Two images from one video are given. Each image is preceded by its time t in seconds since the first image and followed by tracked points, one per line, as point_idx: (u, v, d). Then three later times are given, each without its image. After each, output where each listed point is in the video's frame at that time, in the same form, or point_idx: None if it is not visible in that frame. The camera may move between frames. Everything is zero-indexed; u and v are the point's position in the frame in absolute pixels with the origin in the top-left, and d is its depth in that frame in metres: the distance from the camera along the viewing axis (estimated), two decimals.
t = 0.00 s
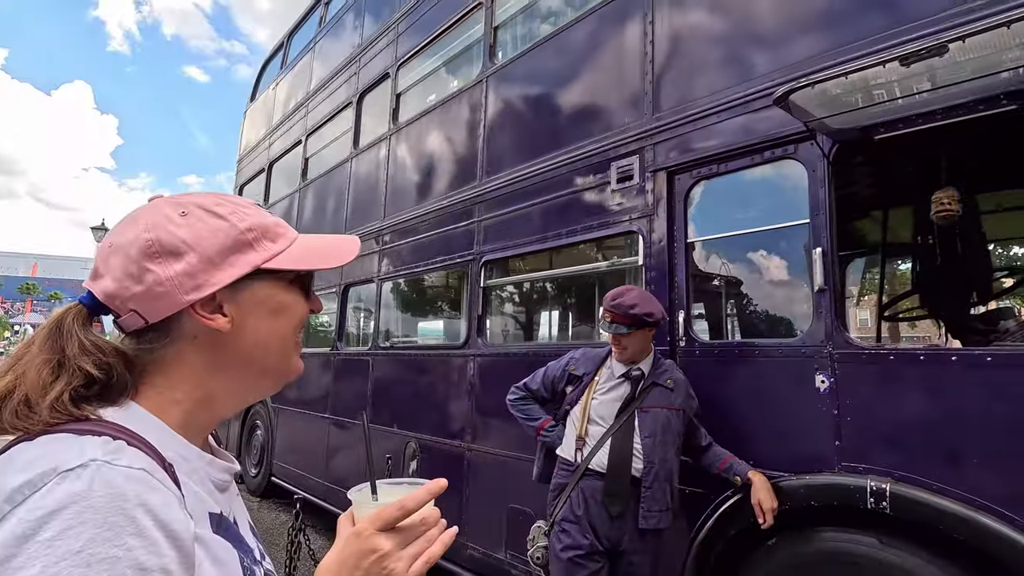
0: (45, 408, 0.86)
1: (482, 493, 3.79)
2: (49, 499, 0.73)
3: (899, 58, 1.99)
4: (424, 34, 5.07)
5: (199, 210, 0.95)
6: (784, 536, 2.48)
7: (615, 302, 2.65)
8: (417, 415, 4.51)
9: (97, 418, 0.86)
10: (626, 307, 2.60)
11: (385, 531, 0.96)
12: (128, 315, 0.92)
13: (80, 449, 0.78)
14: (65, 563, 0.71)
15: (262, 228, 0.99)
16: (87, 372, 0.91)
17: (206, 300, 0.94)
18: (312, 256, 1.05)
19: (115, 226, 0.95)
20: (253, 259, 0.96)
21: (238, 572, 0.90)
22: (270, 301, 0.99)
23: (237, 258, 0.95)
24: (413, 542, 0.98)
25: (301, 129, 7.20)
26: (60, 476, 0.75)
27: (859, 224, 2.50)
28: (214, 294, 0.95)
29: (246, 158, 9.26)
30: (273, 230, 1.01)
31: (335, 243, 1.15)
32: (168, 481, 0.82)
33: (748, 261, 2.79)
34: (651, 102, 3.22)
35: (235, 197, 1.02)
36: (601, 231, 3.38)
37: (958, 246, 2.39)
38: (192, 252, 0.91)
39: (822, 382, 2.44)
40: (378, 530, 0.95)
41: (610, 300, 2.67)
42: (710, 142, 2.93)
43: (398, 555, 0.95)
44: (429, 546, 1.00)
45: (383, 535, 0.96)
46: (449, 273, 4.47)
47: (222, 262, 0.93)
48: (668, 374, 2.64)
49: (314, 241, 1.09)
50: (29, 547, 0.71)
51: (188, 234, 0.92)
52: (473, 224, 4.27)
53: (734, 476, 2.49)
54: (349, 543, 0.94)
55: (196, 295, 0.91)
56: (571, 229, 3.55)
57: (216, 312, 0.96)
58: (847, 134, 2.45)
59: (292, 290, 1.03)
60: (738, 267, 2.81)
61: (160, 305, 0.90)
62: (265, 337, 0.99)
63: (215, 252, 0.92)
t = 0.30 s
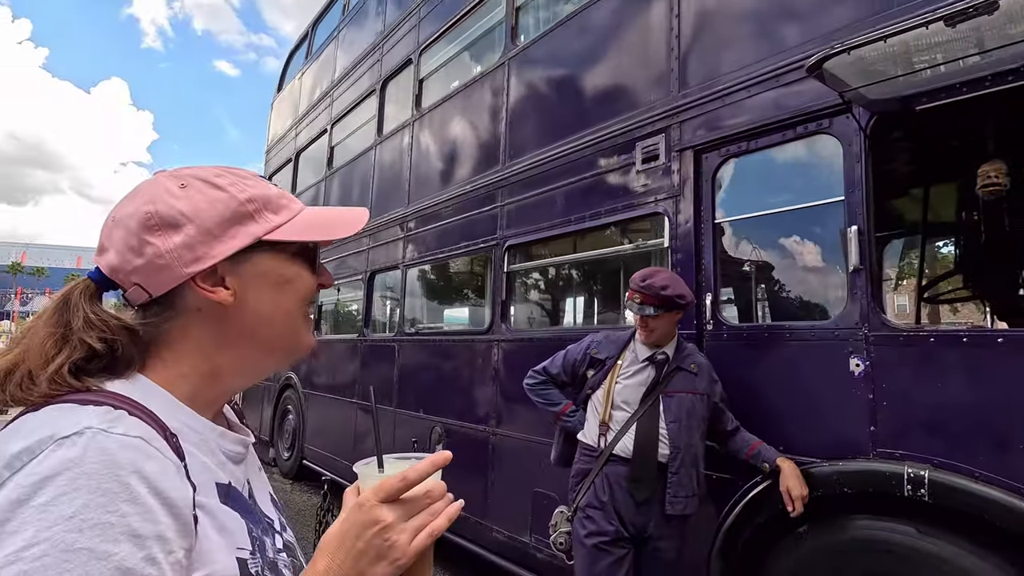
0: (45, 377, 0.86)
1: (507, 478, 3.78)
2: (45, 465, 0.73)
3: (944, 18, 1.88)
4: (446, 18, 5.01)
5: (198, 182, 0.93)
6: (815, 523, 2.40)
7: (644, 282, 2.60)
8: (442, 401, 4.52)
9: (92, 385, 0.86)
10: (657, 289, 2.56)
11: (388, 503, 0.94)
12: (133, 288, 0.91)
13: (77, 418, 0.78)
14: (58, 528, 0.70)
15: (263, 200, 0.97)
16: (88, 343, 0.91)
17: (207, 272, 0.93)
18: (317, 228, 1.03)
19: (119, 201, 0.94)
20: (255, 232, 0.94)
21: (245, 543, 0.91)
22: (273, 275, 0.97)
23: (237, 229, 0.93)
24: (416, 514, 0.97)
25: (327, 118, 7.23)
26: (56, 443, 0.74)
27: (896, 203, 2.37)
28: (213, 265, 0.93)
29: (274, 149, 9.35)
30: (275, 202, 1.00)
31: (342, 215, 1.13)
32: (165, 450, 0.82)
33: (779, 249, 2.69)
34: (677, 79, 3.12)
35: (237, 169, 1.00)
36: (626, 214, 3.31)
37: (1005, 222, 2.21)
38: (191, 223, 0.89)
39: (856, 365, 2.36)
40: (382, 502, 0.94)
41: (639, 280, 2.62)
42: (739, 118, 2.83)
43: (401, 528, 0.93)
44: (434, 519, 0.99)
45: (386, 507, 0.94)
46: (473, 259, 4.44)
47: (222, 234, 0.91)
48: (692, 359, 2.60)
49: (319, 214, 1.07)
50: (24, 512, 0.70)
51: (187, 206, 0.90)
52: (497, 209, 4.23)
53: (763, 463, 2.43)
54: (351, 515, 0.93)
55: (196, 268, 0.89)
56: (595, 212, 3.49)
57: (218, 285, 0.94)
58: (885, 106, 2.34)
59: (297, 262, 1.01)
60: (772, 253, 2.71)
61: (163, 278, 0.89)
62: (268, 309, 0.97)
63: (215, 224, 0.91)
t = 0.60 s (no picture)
0: (83, 363, 0.91)
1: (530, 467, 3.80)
2: (73, 441, 0.77)
3: None
4: (466, 8, 4.99)
5: (226, 176, 0.95)
6: (841, 514, 2.37)
7: (686, 265, 2.57)
8: (465, 391, 4.55)
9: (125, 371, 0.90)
10: (701, 273, 2.54)
11: (395, 485, 0.96)
12: (170, 279, 0.94)
13: (105, 398, 0.82)
14: (80, 499, 0.73)
15: (288, 193, 0.99)
16: (123, 333, 0.94)
17: (235, 264, 0.95)
18: (342, 219, 1.04)
19: (154, 198, 0.97)
20: (279, 224, 0.96)
21: (268, 523, 0.94)
22: (298, 266, 0.99)
23: (263, 222, 0.95)
24: (424, 498, 0.98)
25: (350, 111, 7.29)
26: (85, 421, 0.78)
27: (928, 188, 2.31)
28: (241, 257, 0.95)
29: (299, 143, 9.47)
30: (300, 194, 1.01)
31: (368, 206, 1.14)
32: (187, 431, 0.85)
33: (807, 237, 2.64)
34: (700, 65, 3.08)
35: (264, 163, 1.02)
36: (648, 203, 3.28)
37: None
38: (219, 216, 0.92)
39: (885, 354, 2.31)
40: (389, 484, 0.95)
41: (679, 263, 2.59)
42: (764, 104, 2.79)
43: (408, 510, 0.95)
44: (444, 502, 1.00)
45: (393, 489, 0.96)
46: (495, 249, 4.45)
47: (249, 226, 0.93)
48: (715, 350, 2.62)
49: (344, 205, 1.08)
50: (51, 484, 0.74)
51: (216, 200, 0.92)
52: (518, 200, 4.23)
53: (787, 454, 2.40)
54: (360, 497, 0.95)
55: (225, 260, 0.92)
56: (617, 202, 3.47)
57: (246, 276, 0.96)
58: (916, 89, 2.28)
59: (322, 253, 1.02)
60: (799, 241, 2.67)
61: (194, 270, 0.92)
62: (295, 299, 0.99)
63: (241, 217, 0.93)
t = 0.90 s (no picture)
0: (121, 354, 0.95)
1: (548, 458, 3.83)
2: (117, 428, 0.80)
3: None
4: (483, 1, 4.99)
5: (252, 176, 0.98)
6: (863, 507, 2.37)
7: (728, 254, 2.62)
8: (484, 383, 4.59)
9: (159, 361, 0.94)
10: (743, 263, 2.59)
11: (413, 470, 0.98)
12: (199, 274, 0.98)
13: (144, 388, 0.85)
14: (126, 482, 0.77)
15: (311, 191, 1.01)
16: (157, 324, 0.98)
17: (262, 260, 0.98)
18: (363, 216, 1.06)
19: (186, 196, 1.01)
20: (302, 222, 0.98)
21: (295, 506, 0.99)
22: (320, 263, 1.01)
23: (287, 220, 0.97)
24: (441, 481, 1.00)
25: (368, 106, 7.34)
26: (127, 409, 0.82)
27: (955, 175, 2.27)
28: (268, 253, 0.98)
29: (318, 138, 9.56)
30: (323, 193, 1.03)
31: (388, 203, 1.16)
32: (220, 419, 0.88)
33: (830, 227, 2.62)
34: (719, 55, 3.05)
35: (287, 162, 1.05)
36: (666, 194, 3.27)
37: None
38: (246, 215, 0.95)
39: (908, 346, 2.29)
40: (407, 469, 0.98)
41: (721, 251, 2.64)
42: (784, 93, 2.76)
43: (426, 493, 0.98)
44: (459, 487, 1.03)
45: (410, 473, 0.98)
46: (513, 242, 4.47)
47: (274, 224, 0.96)
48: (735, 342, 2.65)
49: (365, 202, 1.10)
50: (100, 468, 0.78)
51: (243, 199, 0.96)
52: (535, 193, 4.24)
53: (807, 446, 2.40)
54: (379, 480, 0.98)
55: (252, 257, 0.95)
56: (634, 194, 3.46)
57: (272, 272, 0.99)
58: (941, 76, 2.23)
59: (344, 250, 1.04)
60: (821, 231, 2.64)
61: (224, 266, 0.95)
62: (318, 294, 1.01)
63: (266, 215, 0.96)
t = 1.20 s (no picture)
0: (156, 351, 0.97)
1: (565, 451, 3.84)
2: (159, 423, 0.83)
3: None
4: None
5: (279, 178, 1.00)
6: (885, 502, 2.35)
7: (740, 242, 2.60)
8: (501, 377, 4.61)
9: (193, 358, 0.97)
10: (757, 250, 2.57)
11: (437, 463, 0.99)
12: (229, 273, 1.00)
13: (182, 385, 0.88)
14: (169, 474, 0.79)
15: (336, 193, 1.02)
16: (190, 322, 1.01)
17: (288, 260, 0.99)
18: (387, 218, 1.07)
19: (215, 197, 1.03)
20: (327, 223, 0.99)
21: (323, 497, 1.03)
22: (345, 263, 1.03)
23: (313, 221, 0.99)
24: (464, 474, 1.02)
25: (384, 102, 7.36)
26: (168, 405, 0.85)
27: (981, 165, 2.23)
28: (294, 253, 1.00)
29: (335, 134, 9.61)
30: (347, 195, 1.05)
31: (409, 204, 1.17)
32: (254, 415, 0.91)
33: (852, 217, 2.58)
34: (738, 46, 3.01)
35: (312, 164, 1.06)
36: (684, 187, 3.25)
37: None
38: (274, 216, 0.96)
39: (932, 340, 2.26)
40: (431, 461, 0.99)
41: (733, 240, 2.61)
42: (805, 84, 2.72)
43: (450, 485, 0.99)
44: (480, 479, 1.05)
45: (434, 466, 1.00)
46: (529, 236, 4.47)
47: (300, 226, 0.98)
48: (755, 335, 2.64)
49: (388, 203, 1.12)
50: (144, 461, 0.80)
51: (271, 200, 0.97)
52: (552, 186, 4.23)
53: (827, 440, 2.39)
54: (404, 473, 0.99)
55: (279, 257, 0.97)
56: (652, 187, 3.44)
57: (298, 272, 1.01)
58: (967, 64, 2.18)
59: (367, 251, 1.06)
60: (844, 221, 2.61)
61: (253, 265, 0.97)
62: (343, 293, 1.03)
63: (293, 217, 0.97)
